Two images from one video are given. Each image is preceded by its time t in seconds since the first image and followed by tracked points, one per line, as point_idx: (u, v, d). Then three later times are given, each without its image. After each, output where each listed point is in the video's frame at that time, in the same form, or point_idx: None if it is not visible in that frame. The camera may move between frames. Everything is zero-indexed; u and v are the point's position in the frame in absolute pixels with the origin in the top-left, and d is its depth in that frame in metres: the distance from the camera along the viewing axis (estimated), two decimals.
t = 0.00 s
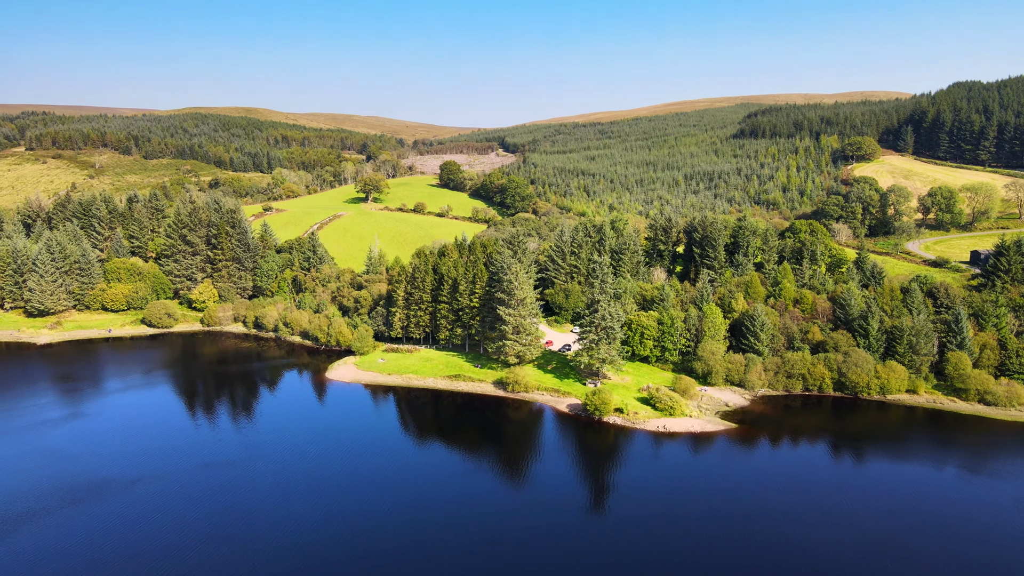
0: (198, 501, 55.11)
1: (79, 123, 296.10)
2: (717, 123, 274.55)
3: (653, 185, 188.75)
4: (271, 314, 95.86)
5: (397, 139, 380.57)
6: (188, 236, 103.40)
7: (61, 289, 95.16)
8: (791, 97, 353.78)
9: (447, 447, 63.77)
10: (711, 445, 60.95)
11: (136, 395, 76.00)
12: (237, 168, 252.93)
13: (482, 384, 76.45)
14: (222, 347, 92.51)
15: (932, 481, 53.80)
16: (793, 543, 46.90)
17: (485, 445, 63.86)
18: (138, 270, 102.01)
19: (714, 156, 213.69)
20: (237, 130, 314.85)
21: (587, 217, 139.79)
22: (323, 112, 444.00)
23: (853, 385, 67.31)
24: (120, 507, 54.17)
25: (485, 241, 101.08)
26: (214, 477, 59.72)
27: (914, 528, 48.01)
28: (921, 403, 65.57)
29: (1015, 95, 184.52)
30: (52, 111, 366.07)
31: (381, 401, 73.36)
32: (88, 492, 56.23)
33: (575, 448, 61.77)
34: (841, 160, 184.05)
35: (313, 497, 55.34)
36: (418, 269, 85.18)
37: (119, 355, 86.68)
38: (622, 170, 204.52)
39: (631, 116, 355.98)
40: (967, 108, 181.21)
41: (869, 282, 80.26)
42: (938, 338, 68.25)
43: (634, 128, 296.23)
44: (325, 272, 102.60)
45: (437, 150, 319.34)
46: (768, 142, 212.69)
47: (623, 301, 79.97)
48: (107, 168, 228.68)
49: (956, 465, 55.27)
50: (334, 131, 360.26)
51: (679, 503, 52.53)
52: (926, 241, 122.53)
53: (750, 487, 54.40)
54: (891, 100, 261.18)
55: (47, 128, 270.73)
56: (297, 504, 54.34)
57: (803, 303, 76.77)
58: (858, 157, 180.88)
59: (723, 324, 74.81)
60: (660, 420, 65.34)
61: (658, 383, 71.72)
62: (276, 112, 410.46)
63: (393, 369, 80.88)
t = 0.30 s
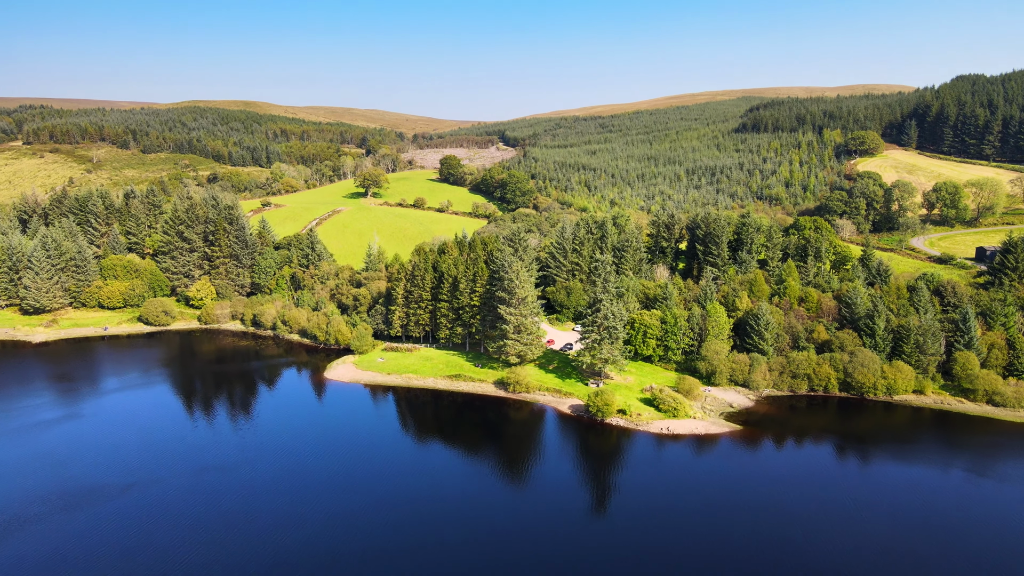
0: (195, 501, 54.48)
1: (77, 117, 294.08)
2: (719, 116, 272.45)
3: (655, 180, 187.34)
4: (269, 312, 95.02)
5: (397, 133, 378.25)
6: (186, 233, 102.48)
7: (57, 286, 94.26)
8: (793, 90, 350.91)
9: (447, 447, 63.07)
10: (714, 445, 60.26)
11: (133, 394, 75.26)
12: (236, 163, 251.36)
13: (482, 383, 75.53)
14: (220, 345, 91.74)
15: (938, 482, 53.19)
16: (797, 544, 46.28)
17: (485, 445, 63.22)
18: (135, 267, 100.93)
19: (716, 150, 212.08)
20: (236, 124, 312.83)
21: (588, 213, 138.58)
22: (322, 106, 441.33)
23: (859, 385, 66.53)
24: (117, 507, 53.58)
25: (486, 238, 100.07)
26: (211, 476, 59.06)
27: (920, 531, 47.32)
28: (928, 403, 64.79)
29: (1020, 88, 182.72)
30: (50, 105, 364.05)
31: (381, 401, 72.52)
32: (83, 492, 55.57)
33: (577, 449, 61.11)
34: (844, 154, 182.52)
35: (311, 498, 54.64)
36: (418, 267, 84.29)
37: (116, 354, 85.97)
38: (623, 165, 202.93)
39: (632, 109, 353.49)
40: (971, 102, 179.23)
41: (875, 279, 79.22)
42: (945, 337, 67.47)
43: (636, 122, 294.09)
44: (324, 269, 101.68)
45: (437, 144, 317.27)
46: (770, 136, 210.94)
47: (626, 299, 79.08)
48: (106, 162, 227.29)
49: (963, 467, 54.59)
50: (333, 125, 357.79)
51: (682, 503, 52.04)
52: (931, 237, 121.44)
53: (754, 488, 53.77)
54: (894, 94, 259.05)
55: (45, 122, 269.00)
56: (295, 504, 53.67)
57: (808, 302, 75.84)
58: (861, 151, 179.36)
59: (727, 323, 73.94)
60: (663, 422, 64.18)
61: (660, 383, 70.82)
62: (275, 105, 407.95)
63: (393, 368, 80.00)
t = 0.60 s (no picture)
0: (191, 501, 53.83)
1: (74, 111, 292.00)
2: (721, 110, 270.26)
3: (656, 175, 185.89)
4: (267, 310, 94.11)
5: (396, 126, 375.76)
6: (183, 229, 101.53)
7: (53, 284, 93.34)
8: (795, 83, 348.44)
9: (448, 447, 62.52)
10: (717, 445, 59.60)
11: (130, 393, 74.57)
12: (235, 157, 249.63)
13: (483, 384, 74.64)
14: (217, 343, 90.92)
15: (944, 483, 52.55)
16: (800, 546, 45.69)
17: (486, 445, 62.50)
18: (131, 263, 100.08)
19: (718, 144, 210.37)
20: (235, 117, 310.55)
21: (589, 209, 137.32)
22: (322, 99, 438.69)
23: (866, 385, 65.72)
24: (112, 507, 52.96)
25: (487, 235, 99.02)
26: (208, 475, 58.45)
27: (925, 533, 46.66)
28: (935, 404, 63.97)
29: None
30: (47, 98, 361.42)
31: (380, 400, 71.72)
32: (78, 492, 54.93)
33: (578, 449, 60.45)
34: (847, 149, 180.87)
35: (309, 498, 53.99)
36: (418, 265, 83.34)
37: (112, 352, 85.23)
38: (624, 159, 201.31)
39: (633, 102, 350.93)
40: (976, 95, 177.17)
41: (880, 278, 78.31)
42: (953, 337, 66.65)
43: (637, 115, 291.89)
44: (323, 266, 100.70)
45: (436, 137, 315.09)
46: (772, 130, 209.12)
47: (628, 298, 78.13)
48: (103, 156, 225.68)
49: (970, 468, 53.92)
50: (333, 119, 355.25)
51: (685, 503, 51.44)
52: (936, 233, 120.26)
53: (756, 487, 53.23)
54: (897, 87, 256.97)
55: (43, 116, 266.99)
56: (293, 504, 53.04)
57: (814, 300, 74.91)
58: (864, 146, 177.80)
59: (731, 322, 73.03)
60: (666, 424, 63.13)
61: (663, 383, 69.94)
62: (273, 98, 405.18)
63: (393, 368, 79.09)
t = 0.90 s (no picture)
0: (187, 502, 53.11)
1: (72, 105, 289.95)
2: (723, 104, 268.06)
3: (658, 169, 184.39)
4: (265, 308, 93.27)
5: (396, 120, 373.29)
6: (180, 226, 100.65)
7: (49, 281, 92.53)
8: (796, 76, 345.93)
9: (448, 447, 61.86)
10: (721, 445, 58.88)
11: (126, 392, 73.85)
12: (233, 151, 247.92)
13: (484, 384, 73.76)
14: (215, 342, 90.18)
15: (952, 484, 51.85)
16: (804, 549, 44.96)
17: (487, 446, 61.82)
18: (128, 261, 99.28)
19: (720, 139, 208.64)
20: (233, 111, 308.50)
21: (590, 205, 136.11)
22: (321, 92, 435.70)
23: (872, 386, 64.94)
24: (107, 507, 52.24)
25: (487, 232, 97.96)
26: (204, 474, 57.75)
27: (931, 536, 45.93)
28: (943, 406, 63.20)
29: None
30: (45, 92, 359.14)
31: (380, 401, 70.93)
32: (73, 493, 54.21)
33: (581, 450, 59.78)
34: (851, 143, 179.22)
35: (308, 498, 53.40)
36: (418, 263, 82.48)
37: (109, 351, 84.49)
38: (626, 154, 199.73)
39: (634, 96, 348.53)
40: (981, 89, 175.35)
41: (887, 276, 77.41)
42: (961, 337, 65.87)
43: (638, 109, 289.70)
44: (322, 264, 99.80)
45: (436, 131, 312.91)
46: (775, 125, 207.32)
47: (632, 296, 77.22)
48: (101, 151, 224.14)
49: (979, 470, 53.21)
50: (332, 112, 352.88)
51: (689, 504, 50.85)
52: (941, 229, 119.09)
53: (760, 489, 52.51)
54: (900, 81, 254.76)
55: (40, 110, 265.28)
56: (291, 505, 52.45)
57: (820, 299, 74.02)
58: (868, 141, 176.24)
59: (736, 322, 72.18)
60: (670, 426, 62.06)
61: (667, 384, 69.09)
62: (272, 92, 402.49)
63: (393, 368, 78.18)
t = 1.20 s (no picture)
0: (183, 502, 52.45)
1: (70, 98, 287.55)
2: (725, 98, 265.72)
3: (660, 164, 182.84)
4: (264, 306, 92.35)
5: (395, 113, 370.74)
6: (177, 223, 99.73)
7: (44, 279, 91.66)
8: (798, 70, 343.09)
9: (448, 448, 61.19)
10: (726, 446, 58.19)
11: (123, 391, 73.10)
12: (232, 145, 246.09)
13: (485, 385, 72.85)
14: (214, 340, 89.47)
15: (960, 487, 51.10)
16: (809, 552, 44.25)
17: (488, 446, 61.23)
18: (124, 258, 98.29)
19: (722, 133, 206.80)
20: (232, 105, 306.23)
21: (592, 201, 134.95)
22: (320, 86, 432.54)
23: (879, 388, 64.09)
24: (103, 508, 51.56)
25: (488, 229, 96.89)
26: (203, 474, 57.20)
27: (938, 539, 45.17)
28: (952, 408, 62.37)
29: None
30: (42, 85, 356.32)
31: (380, 401, 70.13)
32: (67, 494, 53.59)
33: (583, 451, 59.12)
34: (854, 138, 177.42)
35: (306, 498, 52.80)
36: (417, 262, 81.54)
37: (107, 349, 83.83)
38: (627, 148, 197.99)
39: (635, 89, 345.72)
40: (985, 83, 173.42)
41: (893, 275, 76.45)
42: (969, 338, 64.99)
43: (639, 103, 287.47)
44: (321, 262, 98.84)
45: (436, 125, 310.82)
46: (777, 119, 205.38)
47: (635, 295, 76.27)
48: (99, 145, 222.47)
49: (988, 472, 52.43)
50: (331, 106, 350.35)
51: (692, 505, 50.23)
52: (946, 225, 117.83)
53: (763, 490, 51.91)
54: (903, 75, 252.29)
55: (38, 103, 263.22)
56: (289, 505, 51.88)
57: (825, 299, 73.09)
58: (872, 135, 174.48)
59: (740, 322, 71.30)
60: (675, 429, 61.11)
61: (670, 385, 68.20)
62: (271, 85, 399.59)
63: (393, 368, 77.28)
